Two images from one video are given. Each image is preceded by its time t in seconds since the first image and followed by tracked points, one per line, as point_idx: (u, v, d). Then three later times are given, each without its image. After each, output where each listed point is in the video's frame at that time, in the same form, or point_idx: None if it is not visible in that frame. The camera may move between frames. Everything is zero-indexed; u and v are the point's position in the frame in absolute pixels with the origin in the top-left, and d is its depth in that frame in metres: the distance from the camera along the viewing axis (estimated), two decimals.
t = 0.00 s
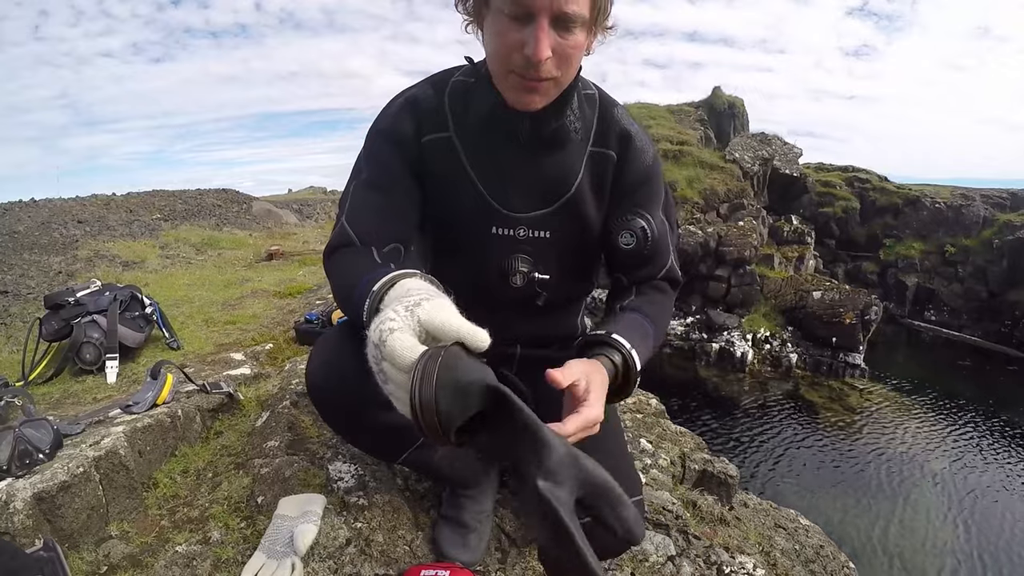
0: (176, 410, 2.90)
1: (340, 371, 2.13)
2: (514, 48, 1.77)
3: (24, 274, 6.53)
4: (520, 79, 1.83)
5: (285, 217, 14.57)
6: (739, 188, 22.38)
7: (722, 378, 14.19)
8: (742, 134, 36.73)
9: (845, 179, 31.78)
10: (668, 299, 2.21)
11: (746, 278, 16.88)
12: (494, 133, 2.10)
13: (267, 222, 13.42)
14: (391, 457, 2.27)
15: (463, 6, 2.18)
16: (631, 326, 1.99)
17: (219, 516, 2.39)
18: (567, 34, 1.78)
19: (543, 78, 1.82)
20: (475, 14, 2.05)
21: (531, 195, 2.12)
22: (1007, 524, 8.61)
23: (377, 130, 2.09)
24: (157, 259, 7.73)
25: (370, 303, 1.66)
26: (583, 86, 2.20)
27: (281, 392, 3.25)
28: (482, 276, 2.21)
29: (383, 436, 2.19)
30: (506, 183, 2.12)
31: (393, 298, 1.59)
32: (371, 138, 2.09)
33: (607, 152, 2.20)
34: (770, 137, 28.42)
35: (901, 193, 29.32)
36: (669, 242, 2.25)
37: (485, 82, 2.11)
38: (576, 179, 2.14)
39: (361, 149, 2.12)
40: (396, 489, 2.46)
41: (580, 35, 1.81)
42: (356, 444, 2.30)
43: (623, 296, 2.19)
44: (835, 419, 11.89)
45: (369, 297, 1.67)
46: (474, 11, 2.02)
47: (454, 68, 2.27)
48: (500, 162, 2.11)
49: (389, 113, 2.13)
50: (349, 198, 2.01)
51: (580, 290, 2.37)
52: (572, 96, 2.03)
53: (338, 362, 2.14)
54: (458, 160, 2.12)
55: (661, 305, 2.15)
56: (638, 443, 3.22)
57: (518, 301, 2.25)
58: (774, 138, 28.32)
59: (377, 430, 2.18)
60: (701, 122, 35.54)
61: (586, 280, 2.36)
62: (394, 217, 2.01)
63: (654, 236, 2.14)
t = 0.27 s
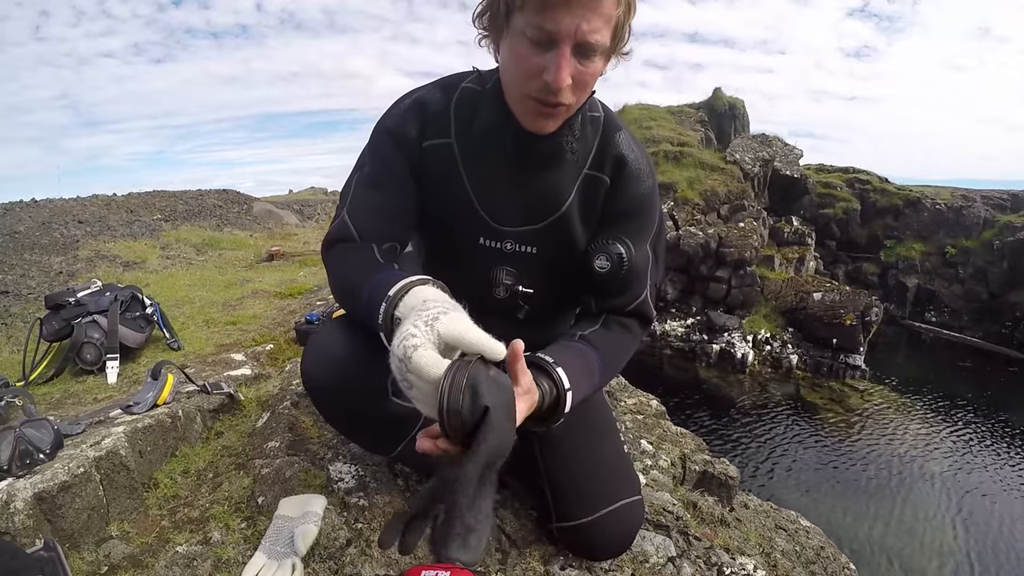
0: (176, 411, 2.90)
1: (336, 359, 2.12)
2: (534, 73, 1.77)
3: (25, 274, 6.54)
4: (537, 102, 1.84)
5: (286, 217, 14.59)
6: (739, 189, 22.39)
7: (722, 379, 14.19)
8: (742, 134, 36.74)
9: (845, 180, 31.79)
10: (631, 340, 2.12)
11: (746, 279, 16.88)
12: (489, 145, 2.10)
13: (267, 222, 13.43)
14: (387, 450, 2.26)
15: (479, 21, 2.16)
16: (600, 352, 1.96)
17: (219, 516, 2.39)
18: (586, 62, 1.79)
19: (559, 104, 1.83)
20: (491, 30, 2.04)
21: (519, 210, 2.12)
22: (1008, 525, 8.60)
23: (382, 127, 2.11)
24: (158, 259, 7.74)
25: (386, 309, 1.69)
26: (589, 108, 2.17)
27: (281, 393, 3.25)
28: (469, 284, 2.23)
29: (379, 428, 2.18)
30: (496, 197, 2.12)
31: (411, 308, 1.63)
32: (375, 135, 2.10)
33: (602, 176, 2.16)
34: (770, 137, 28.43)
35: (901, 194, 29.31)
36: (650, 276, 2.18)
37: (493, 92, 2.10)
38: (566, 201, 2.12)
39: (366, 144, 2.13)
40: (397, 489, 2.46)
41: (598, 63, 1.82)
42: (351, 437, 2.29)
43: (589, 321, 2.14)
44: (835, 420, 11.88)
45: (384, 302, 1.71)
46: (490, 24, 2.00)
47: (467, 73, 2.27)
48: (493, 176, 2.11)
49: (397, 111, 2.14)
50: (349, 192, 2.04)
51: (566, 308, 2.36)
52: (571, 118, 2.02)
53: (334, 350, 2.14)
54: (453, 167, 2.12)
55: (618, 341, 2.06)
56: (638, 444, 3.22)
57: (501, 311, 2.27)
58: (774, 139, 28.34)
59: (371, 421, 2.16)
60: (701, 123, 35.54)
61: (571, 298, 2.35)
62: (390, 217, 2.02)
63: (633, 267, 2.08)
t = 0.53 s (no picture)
0: (177, 411, 2.90)
1: (334, 359, 2.12)
2: (524, 80, 1.78)
3: (25, 274, 6.54)
4: (529, 108, 1.84)
5: (286, 217, 14.59)
6: (740, 189, 22.38)
7: (722, 379, 14.19)
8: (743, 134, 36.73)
9: (845, 180, 31.78)
10: (628, 343, 2.12)
11: (747, 279, 16.87)
12: (485, 146, 2.10)
13: (267, 222, 13.43)
14: (384, 449, 2.25)
15: (471, 23, 2.16)
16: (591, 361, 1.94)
17: (220, 517, 2.39)
18: (577, 67, 1.79)
19: (551, 110, 1.83)
20: (483, 34, 2.03)
21: (516, 212, 2.12)
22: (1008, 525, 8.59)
23: (377, 129, 2.10)
24: (158, 259, 7.74)
25: (387, 312, 1.70)
26: (586, 109, 2.17)
27: (282, 393, 3.25)
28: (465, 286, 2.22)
29: (377, 426, 2.16)
30: (492, 200, 2.12)
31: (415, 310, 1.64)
32: (371, 136, 2.10)
33: (598, 178, 2.16)
34: (771, 138, 28.42)
35: (901, 194, 29.29)
36: (647, 279, 2.17)
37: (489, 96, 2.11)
38: (562, 204, 2.12)
39: (361, 144, 2.13)
40: (397, 490, 2.46)
41: (590, 68, 1.82)
42: (349, 436, 2.28)
43: (585, 323, 2.14)
44: (836, 420, 11.88)
45: (385, 304, 1.71)
46: (483, 27, 2.00)
47: (463, 74, 2.27)
48: (489, 178, 2.11)
49: (392, 112, 2.13)
50: (345, 192, 2.04)
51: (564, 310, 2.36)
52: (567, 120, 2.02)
53: (331, 350, 2.13)
54: (448, 169, 2.12)
55: (617, 343, 2.07)
56: (639, 445, 3.22)
57: (497, 313, 2.27)
58: (774, 139, 28.34)
59: (368, 419, 2.15)
60: (702, 124, 35.53)
61: (569, 298, 2.35)
62: (385, 218, 2.02)
63: (631, 269, 2.08)
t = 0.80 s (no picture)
0: (177, 411, 2.90)
1: (335, 362, 2.09)
2: (514, 79, 1.78)
3: (26, 274, 6.55)
4: (522, 107, 1.85)
5: (286, 217, 14.61)
6: (740, 189, 22.39)
7: (723, 379, 14.20)
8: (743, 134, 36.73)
9: (846, 180, 31.77)
10: (636, 337, 2.11)
11: (747, 279, 16.86)
12: (483, 147, 2.10)
13: (267, 222, 13.45)
14: (387, 453, 2.23)
15: (461, 25, 2.16)
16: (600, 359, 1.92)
17: (220, 517, 2.39)
18: (568, 64, 1.79)
19: (544, 107, 1.83)
20: (474, 35, 2.04)
21: (516, 211, 2.12)
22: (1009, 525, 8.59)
23: (374, 131, 2.10)
24: (158, 260, 7.75)
25: (391, 314, 1.70)
26: (582, 107, 2.17)
27: (282, 393, 3.25)
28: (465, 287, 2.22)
29: (380, 429, 2.15)
30: (492, 200, 2.12)
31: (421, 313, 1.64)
32: (368, 138, 2.10)
33: (596, 176, 2.16)
34: (771, 138, 28.42)
35: (902, 194, 29.28)
36: (649, 275, 2.17)
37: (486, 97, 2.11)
38: (562, 202, 2.12)
39: (358, 146, 2.13)
40: (398, 489, 2.45)
41: (581, 64, 1.82)
42: (350, 439, 2.26)
43: (591, 323, 2.13)
44: (836, 421, 11.87)
45: (388, 306, 1.71)
46: (472, 29, 2.01)
47: (458, 75, 2.27)
48: (488, 178, 2.11)
49: (388, 114, 2.13)
50: (343, 194, 2.03)
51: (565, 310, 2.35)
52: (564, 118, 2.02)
53: (333, 352, 2.10)
54: (447, 169, 2.12)
55: (627, 340, 2.06)
56: (639, 445, 3.22)
57: (499, 312, 2.27)
58: (775, 140, 28.35)
59: (371, 422, 2.13)
60: (702, 124, 35.54)
61: (570, 297, 2.34)
62: (385, 220, 2.01)
63: (632, 266, 2.08)
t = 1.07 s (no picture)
0: (177, 411, 2.91)
1: (334, 364, 2.07)
2: (500, 78, 1.80)
3: (26, 274, 6.57)
4: (510, 106, 1.86)
5: (287, 218, 14.62)
6: (740, 190, 22.41)
7: (722, 379, 14.21)
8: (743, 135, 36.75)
9: (846, 181, 31.76)
10: (643, 331, 2.15)
11: (747, 280, 16.87)
12: (478, 146, 2.10)
13: (267, 223, 13.47)
14: (387, 456, 2.21)
15: (446, 30, 2.18)
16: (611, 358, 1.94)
17: (220, 517, 2.39)
18: (551, 58, 1.81)
19: (532, 104, 1.85)
20: (459, 38, 2.06)
21: (514, 210, 2.12)
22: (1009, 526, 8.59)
23: (368, 135, 2.11)
24: (158, 260, 7.77)
25: (383, 307, 1.68)
26: (575, 103, 2.17)
27: (282, 394, 3.25)
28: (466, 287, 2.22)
29: (379, 433, 2.13)
30: (489, 199, 2.12)
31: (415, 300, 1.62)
32: (362, 142, 2.10)
33: (592, 172, 2.17)
34: (771, 138, 28.44)
35: (902, 195, 29.27)
36: (649, 268, 2.18)
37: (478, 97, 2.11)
38: (559, 199, 2.12)
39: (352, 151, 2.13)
40: (397, 490, 2.46)
41: (565, 56, 1.83)
42: (351, 440, 2.24)
43: (596, 320, 2.13)
44: (836, 421, 11.88)
45: (380, 300, 1.69)
46: (458, 33, 2.03)
47: (449, 77, 2.27)
48: (484, 176, 2.11)
49: (381, 119, 2.13)
50: (339, 199, 2.04)
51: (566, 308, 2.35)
52: (557, 114, 2.02)
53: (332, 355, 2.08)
54: (443, 171, 2.12)
55: (634, 334, 2.10)
56: (639, 445, 3.22)
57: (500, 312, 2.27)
58: (775, 140, 28.39)
59: (370, 426, 2.11)
60: (702, 125, 35.55)
61: (572, 294, 2.34)
62: (381, 222, 2.02)
63: (632, 259, 2.08)
